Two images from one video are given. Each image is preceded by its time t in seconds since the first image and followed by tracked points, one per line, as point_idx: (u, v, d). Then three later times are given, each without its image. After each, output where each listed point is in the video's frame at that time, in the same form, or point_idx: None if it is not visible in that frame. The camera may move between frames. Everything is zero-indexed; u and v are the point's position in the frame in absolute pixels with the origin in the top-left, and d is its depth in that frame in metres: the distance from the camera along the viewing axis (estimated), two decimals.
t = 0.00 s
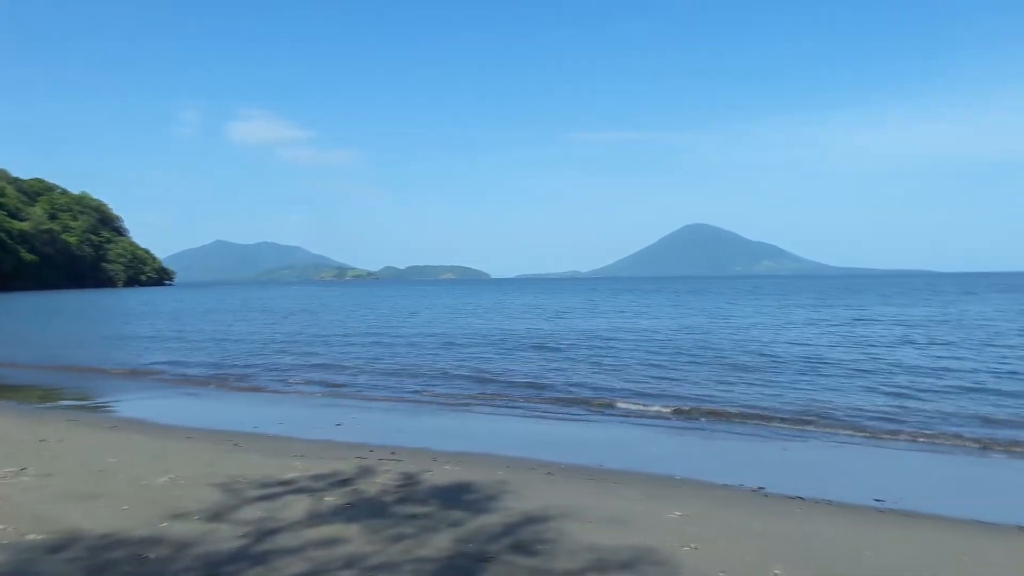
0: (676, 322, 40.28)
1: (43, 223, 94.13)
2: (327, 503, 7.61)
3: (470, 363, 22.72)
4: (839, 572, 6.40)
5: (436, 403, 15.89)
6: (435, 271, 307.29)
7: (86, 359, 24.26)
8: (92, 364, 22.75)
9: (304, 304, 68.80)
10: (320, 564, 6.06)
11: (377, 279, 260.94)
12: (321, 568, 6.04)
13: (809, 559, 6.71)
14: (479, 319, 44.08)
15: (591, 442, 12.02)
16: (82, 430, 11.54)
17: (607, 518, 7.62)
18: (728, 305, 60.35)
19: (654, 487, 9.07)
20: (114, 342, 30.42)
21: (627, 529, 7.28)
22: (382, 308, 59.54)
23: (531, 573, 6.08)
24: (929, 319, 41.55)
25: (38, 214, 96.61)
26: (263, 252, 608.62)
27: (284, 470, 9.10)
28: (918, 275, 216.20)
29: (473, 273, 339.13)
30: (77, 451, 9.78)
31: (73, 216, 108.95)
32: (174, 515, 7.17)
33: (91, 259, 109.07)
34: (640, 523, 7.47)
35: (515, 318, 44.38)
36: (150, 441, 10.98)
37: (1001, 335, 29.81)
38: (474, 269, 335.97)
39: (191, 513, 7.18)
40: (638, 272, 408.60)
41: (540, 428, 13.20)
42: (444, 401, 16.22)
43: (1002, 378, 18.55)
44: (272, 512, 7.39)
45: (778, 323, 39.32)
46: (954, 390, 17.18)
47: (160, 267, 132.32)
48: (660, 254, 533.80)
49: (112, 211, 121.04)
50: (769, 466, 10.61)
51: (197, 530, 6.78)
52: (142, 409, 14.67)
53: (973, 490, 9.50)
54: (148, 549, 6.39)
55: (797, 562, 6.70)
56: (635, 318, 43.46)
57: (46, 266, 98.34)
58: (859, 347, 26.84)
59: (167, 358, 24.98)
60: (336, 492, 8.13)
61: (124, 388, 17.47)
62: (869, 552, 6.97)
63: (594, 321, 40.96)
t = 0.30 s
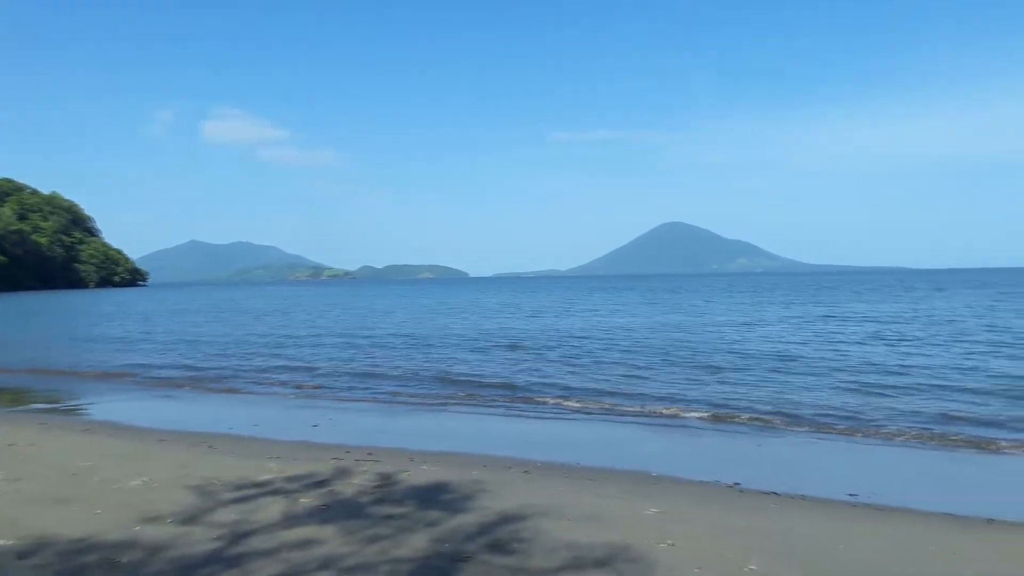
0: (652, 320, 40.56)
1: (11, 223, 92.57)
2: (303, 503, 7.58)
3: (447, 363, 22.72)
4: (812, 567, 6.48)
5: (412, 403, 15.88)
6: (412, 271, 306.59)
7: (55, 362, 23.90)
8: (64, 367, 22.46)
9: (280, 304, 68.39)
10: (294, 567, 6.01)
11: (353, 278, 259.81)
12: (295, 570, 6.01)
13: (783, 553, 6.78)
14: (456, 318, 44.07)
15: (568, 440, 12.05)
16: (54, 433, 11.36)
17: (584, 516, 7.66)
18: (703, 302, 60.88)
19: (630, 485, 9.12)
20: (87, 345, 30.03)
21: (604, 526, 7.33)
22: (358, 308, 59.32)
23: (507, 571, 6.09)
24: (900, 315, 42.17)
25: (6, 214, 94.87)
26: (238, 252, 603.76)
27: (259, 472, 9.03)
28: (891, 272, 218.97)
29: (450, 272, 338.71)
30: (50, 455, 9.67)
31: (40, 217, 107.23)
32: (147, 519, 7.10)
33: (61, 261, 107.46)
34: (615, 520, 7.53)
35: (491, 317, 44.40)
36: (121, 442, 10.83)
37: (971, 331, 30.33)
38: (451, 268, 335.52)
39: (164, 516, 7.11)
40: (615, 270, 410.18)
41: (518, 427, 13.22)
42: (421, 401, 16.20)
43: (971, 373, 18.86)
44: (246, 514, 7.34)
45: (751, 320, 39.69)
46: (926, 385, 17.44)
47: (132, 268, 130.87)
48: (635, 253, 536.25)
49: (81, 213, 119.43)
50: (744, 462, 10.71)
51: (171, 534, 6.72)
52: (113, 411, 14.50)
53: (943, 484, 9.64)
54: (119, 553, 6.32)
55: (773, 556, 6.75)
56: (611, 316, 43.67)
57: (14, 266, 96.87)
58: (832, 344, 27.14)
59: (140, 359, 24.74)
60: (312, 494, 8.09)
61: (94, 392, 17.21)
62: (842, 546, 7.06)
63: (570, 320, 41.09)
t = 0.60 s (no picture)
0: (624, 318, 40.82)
1: None
2: (275, 505, 7.52)
3: (422, 362, 22.68)
4: (785, 563, 6.53)
5: (386, 402, 15.84)
6: (385, 270, 305.34)
7: (20, 363, 23.48)
8: (28, 368, 22.05)
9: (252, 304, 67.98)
10: (267, 570, 5.96)
11: (326, 278, 258.27)
12: (268, 571, 5.96)
13: (756, 550, 6.83)
14: (428, 317, 44.03)
15: (542, 439, 12.07)
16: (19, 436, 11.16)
17: (559, 515, 7.66)
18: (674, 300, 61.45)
19: (605, 483, 9.14)
20: (52, 346, 29.54)
21: (579, 525, 7.35)
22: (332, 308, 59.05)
23: (482, 571, 6.08)
24: (867, 313, 42.86)
25: None
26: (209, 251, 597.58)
27: (231, 474, 8.93)
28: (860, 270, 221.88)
29: (424, 271, 337.84)
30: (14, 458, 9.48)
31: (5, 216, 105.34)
32: (117, 523, 7.00)
33: (26, 261, 105.68)
34: (589, 518, 7.55)
35: (464, 317, 44.34)
36: (87, 445, 10.66)
37: (935, 330, 30.89)
38: (424, 267, 334.60)
39: (134, 519, 7.02)
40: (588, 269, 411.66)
41: (491, 426, 13.22)
42: (395, 400, 16.12)
43: (938, 371, 19.21)
44: (218, 517, 7.25)
45: (723, 319, 40.12)
46: (893, 382, 17.73)
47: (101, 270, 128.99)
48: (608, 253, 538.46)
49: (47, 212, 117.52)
50: (717, 459, 10.79)
51: (141, 538, 6.63)
52: (80, 413, 14.27)
53: (913, 479, 9.79)
54: (87, 558, 6.23)
55: (745, 552, 6.80)
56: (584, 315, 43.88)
57: None
58: (801, 341, 27.49)
59: (108, 360, 24.42)
60: (284, 496, 8.01)
61: (59, 394, 16.92)
62: (814, 541, 7.12)
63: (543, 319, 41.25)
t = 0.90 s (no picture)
0: (593, 318, 41.02)
1: None
2: (243, 509, 7.41)
3: (391, 363, 22.59)
4: (755, 561, 6.56)
5: (356, 403, 15.73)
6: (355, 270, 303.65)
7: None
8: None
9: (218, 304, 67.22)
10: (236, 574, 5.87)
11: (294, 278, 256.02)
12: None
13: (727, 548, 6.86)
14: (398, 318, 43.89)
15: (513, 439, 12.05)
16: None
17: (531, 515, 7.65)
18: (642, 300, 61.88)
19: (576, 482, 9.14)
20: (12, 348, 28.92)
21: (550, 525, 7.34)
22: (300, 308, 58.59)
23: (453, 573, 6.03)
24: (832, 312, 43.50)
25: None
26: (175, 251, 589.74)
27: (198, 478, 8.79)
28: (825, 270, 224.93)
29: (394, 271, 336.49)
30: None
31: None
32: (80, 528, 6.85)
33: None
34: (561, 517, 7.55)
35: (434, 317, 44.25)
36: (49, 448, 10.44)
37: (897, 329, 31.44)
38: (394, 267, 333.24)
39: (99, 525, 6.87)
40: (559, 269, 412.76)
41: (462, 426, 13.18)
42: (364, 401, 16.04)
43: (901, 370, 19.54)
44: (185, 521, 7.13)
45: (690, 318, 40.49)
46: (857, 381, 18.01)
47: (64, 270, 126.78)
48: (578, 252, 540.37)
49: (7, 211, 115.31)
50: (687, 458, 10.85)
51: (105, 543, 6.48)
52: (42, 416, 13.98)
53: (880, 477, 9.92)
54: (49, 565, 6.08)
55: (715, 550, 6.85)
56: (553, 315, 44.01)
57: None
58: (768, 341, 27.80)
59: (71, 362, 23.99)
60: (252, 499, 7.90)
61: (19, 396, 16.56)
62: (783, 539, 7.18)
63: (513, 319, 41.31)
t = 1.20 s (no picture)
0: (567, 319, 41.18)
1: None
2: (216, 512, 7.34)
3: (366, 364, 22.51)
4: (730, 560, 6.61)
5: (331, 404, 15.66)
6: (329, 271, 301.96)
7: None
8: None
9: (189, 305, 66.51)
10: None
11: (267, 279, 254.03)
12: None
13: (702, 547, 6.90)
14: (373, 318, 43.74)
15: (488, 439, 12.04)
16: None
17: (507, 515, 7.65)
18: (616, 301, 62.24)
19: (551, 483, 9.15)
20: None
21: (528, 525, 7.33)
22: (272, 309, 58.18)
23: None
24: (802, 312, 44.06)
25: None
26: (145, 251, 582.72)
27: (170, 480, 8.68)
28: (796, 271, 227.73)
29: (368, 271, 335.06)
30: None
31: None
32: (48, 533, 6.73)
33: None
34: (537, 517, 7.56)
35: (407, 317, 44.14)
36: (17, 451, 10.30)
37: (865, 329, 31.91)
38: (368, 268, 331.92)
39: (68, 529, 6.76)
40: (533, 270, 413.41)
41: (437, 427, 13.15)
42: (339, 402, 15.96)
43: (870, 370, 19.84)
44: (156, 525, 7.03)
45: (663, 318, 40.81)
46: (828, 380, 18.26)
47: (31, 272, 124.78)
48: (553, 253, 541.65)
49: None
50: (661, 457, 10.90)
51: (75, 547, 6.39)
52: (9, 419, 13.75)
53: (851, 475, 10.05)
54: (16, 569, 5.97)
55: (691, 548, 6.89)
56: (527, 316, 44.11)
57: None
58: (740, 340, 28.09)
59: (39, 364, 23.63)
60: (225, 502, 7.82)
61: None
62: (757, 538, 7.23)
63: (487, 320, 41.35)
